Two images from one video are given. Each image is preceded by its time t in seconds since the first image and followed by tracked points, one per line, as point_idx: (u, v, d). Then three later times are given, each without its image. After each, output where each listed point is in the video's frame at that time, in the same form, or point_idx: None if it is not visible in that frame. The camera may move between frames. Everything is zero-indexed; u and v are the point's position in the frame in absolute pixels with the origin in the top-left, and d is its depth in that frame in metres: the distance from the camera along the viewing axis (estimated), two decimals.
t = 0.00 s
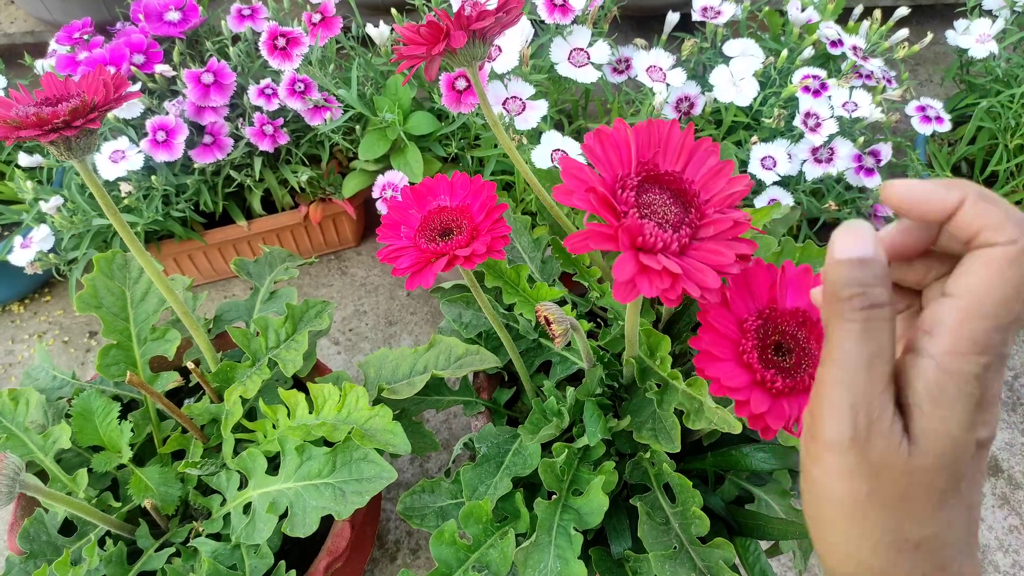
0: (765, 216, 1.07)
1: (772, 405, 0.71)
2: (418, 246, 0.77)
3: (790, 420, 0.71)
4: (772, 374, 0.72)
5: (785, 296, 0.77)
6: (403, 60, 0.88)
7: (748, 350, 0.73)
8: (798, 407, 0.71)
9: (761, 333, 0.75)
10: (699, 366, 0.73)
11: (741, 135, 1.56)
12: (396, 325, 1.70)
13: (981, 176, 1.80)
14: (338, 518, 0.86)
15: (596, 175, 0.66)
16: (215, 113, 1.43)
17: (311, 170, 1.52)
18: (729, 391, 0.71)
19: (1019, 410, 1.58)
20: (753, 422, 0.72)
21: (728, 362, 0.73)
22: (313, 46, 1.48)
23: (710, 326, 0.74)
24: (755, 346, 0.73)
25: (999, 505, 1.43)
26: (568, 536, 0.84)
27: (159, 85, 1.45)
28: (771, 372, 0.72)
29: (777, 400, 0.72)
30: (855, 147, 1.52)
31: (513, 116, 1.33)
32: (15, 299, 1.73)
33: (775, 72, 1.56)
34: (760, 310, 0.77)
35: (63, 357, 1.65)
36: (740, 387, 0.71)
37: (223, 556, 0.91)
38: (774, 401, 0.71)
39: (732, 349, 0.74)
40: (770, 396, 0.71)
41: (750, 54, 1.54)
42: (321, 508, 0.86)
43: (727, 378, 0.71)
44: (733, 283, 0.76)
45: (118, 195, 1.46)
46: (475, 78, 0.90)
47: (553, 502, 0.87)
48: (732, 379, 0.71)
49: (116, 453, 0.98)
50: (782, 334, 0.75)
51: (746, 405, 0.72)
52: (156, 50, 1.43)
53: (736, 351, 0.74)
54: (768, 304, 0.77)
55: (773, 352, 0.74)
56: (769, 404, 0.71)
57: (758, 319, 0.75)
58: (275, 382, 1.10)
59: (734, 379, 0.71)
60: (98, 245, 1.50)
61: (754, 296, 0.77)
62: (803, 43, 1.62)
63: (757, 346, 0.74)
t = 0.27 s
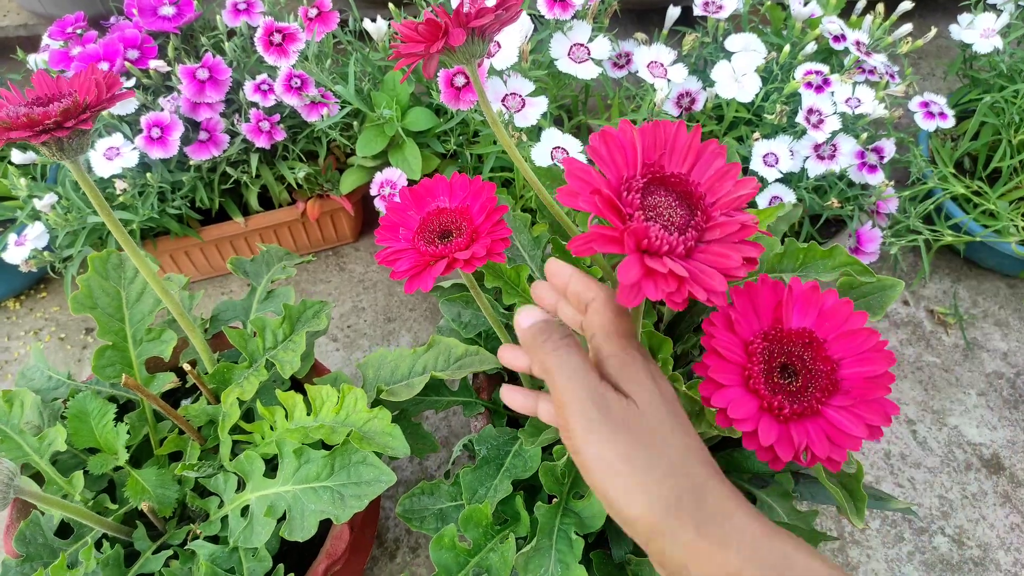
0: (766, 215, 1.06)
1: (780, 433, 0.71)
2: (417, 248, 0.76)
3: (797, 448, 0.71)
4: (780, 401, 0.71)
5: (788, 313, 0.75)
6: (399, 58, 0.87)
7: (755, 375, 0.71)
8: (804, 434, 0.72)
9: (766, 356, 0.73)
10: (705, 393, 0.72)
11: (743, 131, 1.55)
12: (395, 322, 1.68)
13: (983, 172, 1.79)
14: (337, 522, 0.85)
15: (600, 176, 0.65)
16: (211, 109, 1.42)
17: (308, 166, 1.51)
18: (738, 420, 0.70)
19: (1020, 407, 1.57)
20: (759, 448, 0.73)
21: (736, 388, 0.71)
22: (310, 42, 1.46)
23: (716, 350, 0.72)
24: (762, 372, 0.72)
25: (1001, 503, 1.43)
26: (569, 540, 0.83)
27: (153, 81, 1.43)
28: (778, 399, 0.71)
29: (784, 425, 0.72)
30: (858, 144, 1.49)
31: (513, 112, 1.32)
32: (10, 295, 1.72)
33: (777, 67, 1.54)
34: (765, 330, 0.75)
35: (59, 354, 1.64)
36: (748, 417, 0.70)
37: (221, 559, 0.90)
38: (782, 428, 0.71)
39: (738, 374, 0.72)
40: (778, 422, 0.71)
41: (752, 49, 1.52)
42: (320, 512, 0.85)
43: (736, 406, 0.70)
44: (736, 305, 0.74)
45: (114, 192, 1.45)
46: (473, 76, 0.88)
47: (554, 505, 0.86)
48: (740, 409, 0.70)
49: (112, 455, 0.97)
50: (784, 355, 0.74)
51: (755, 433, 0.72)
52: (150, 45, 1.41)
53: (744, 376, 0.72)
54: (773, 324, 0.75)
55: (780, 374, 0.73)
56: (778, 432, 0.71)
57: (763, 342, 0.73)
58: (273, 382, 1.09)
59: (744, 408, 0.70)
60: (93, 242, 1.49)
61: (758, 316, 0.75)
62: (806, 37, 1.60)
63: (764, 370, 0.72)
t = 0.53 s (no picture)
0: (772, 215, 1.05)
1: (793, 411, 0.73)
2: (418, 249, 0.75)
3: (810, 426, 0.72)
4: (795, 380, 0.72)
5: (804, 296, 0.76)
6: (402, 55, 0.86)
7: (769, 354, 0.73)
8: (818, 414, 0.73)
9: (781, 337, 0.74)
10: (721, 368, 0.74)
11: (746, 129, 1.54)
12: (395, 319, 1.68)
13: (988, 169, 1.77)
14: (337, 523, 0.85)
15: (592, 174, 0.64)
16: (211, 106, 1.41)
17: (309, 163, 1.50)
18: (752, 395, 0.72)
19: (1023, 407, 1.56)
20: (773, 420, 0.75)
21: (750, 364, 0.73)
22: (311, 38, 1.45)
23: (731, 325, 0.74)
24: (778, 351, 0.73)
25: (1003, 502, 1.42)
26: (570, 541, 0.83)
27: (153, 77, 1.43)
28: (792, 378, 0.72)
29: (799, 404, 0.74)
30: (862, 142, 1.49)
31: (515, 110, 1.31)
32: (10, 292, 1.71)
33: (781, 64, 1.53)
34: (781, 310, 0.76)
35: (59, 351, 1.63)
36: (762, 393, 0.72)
37: (220, 559, 0.90)
38: (795, 407, 0.73)
39: (754, 351, 0.73)
40: (793, 401, 0.73)
41: (756, 46, 1.51)
42: (319, 513, 0.85)
43: (751, 381, 0.72)
44: (754, 285, 0.76)
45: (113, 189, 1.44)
46: (475, 73, 0.87)
47: (555, 507, 0.86)
48: (756, 383, 0.72)
49: (111, 455, 0.96)
50: (799, 337, 0.74)
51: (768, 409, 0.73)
52: (149, 41, 1.40)
53: (759, 353, 0.73)
54: (790, 306, 0.76)
55: (794, 356, 0.74)
56: (790, 410, 0.72)
57: (779, 322, 0.74)
58: (272, 381, 1.08)
59: (757, 384, 0.72)
60: (93, 239, 1.48)
61: (774, 297, 0.77)
62: (810, 33, 1.58)
63: (778, 351, 0.73)
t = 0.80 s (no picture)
0: (771, 216, 1.05)
1: (794, 415, 0.74)
2: (412, 298, 0.84)
3: (812, 429, 0.73)
4: (795, 385, 0.73)
5: (802, 298, 0.77)
6: (404, 55, 0.86)
7: (769, 359, 0.73)
8: (818, 417, 0.74)
9: (779, 340, 0.75)
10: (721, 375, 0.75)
11: (745, 130, 1.54)
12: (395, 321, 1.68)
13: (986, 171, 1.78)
14: (337, 522, 0.85)
15: (595, 174, 0.65)
16: (212, 107, 1.42)
17: (309, 164, 1.51)
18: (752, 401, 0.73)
19: (1022, 408, 1.57)
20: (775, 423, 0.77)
21: (749, 371, 0.74)
22: (312, 39, 1.46)
23: (729, 332, 0.75)
24: (776, 355, 0.74)
25: (1002, 503, 1.43)
26: (570, 539, 0.83)
27: (154, 78, 1.44)
28: (792, 382, 0.73)
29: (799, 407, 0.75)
30: (861, 143, 1.49)
31: (515, 111, 1.32)
32: (11, 293, 1.72)
33: (780, 66, 1.54)
34: (778, 313, 0.76)
35: (60, 352, 1.64)
36: (761, 399, 0.73)
37: (221, 558, 0.90)
38: (796, 411, 0.74)
39: (753, 357, 0.74)
40: (793, 405, 0.74)
41: (755, 47, 1.52)
42: (320, 511, 0.85)
43: (750, 388, 0.73)
44: (750, 289, 0.76)
45: (114, 190, 1.45)
46: (476, 74, 0.88)
47: (555, 506, 0.86)
48: (755, 390, 0.73)
49: (112, 454, 0.96)
50: (797, 340, 0.75)
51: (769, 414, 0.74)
52: (151, 42, 1.41)
53: (758, 358, 0.74)
54: (787, 308, 0.77)
55: (793, 359, 0.75)
56: (791, 414, 0.73)
57: (776, 325, 0.75)
58: (273, 381, 1.09)
59: (757, 390, 0.73)
60: (94, 240, 1.48)
61: (771, 300, 0.77)
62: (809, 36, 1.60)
63: (777, 355, 0.74)
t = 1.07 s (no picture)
0: (770, 216, 1.05)
1: (790, 412, 0.73)
2: (444, 357, 0.86)
3: (808, 427, 0.73)
4: (791, 381, 0.73)
5: (797, 296, 0.77)
6: (405, 56, 0.87)
7: (766, 356, 0.73)
8: (815, 414, 0.73)
9: (775, 338, 0.74)
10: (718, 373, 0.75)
11: (744, 131, 1.55)
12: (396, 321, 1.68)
13: (985, 172, 1.78)
14: (338, 521, 0.85)
15: (597, 174, 0.65)
16: (213, 108, 1.42)
17: (310, 165, 1.51)
18: (750, 397, 0.73)
19: (1021, 408, 1.57)
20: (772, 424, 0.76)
21: (746, 367, 0.73)
22: (312, 41, 1.46)
23: (726, 329, 0.74)
24: (773, 352, 0.73)
25: (1001, 503, 1.43)
26: (570, 538, 0.83)
27: (156, 80, 1.44)
28: (789, 379, 0.73)
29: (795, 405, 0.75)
30: (860, 144, 1.50)
31: (515, 112, 1.32)
32: (12, 294, 1.72)
33: (779, 67, 1.54)
34: (775, 311, 0.76)
35: (60, 353, 1.64)
36: (758, 395, 0.73)
37: (222, 557, 0.91)
38: (793, 408, 0.73)
39: (750, 354, 0.74)
40: (790, 401, 0.73)
41: (754, 49, 1.52)
42: (321, 510, 0.85)
43: (747, 384, 0.72)
44: (746, 287, 0.76)
45: (115, 191, 1.45)
46: (477, 74, 0.88)
47: (555, 505, 0.86)
48: (752, 386, 0.72)
49: (113, 453, 0.97)
50: (793, 338, 0.75)
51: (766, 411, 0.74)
52: (153, 44, 1.42)
53: (755, 355, 0.74)
54: (783, 307, 0.77)
55: (790, 356, 0.74)
56: (788, 411, 0.73)
57: (773, 322, 0.75)
58: (274, 381, 1.09)
59: (753, 387, 0.72)
60: (95, 241, 1.49)
61: (767, 298, 0.77)
62: (807, 37, 1.60)
63: (774, 352, 0.74)
